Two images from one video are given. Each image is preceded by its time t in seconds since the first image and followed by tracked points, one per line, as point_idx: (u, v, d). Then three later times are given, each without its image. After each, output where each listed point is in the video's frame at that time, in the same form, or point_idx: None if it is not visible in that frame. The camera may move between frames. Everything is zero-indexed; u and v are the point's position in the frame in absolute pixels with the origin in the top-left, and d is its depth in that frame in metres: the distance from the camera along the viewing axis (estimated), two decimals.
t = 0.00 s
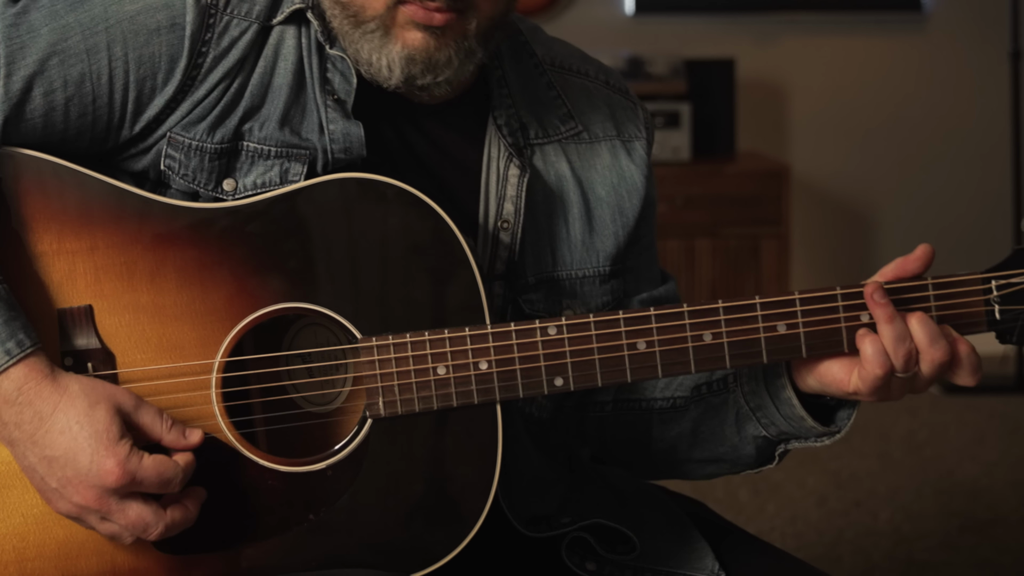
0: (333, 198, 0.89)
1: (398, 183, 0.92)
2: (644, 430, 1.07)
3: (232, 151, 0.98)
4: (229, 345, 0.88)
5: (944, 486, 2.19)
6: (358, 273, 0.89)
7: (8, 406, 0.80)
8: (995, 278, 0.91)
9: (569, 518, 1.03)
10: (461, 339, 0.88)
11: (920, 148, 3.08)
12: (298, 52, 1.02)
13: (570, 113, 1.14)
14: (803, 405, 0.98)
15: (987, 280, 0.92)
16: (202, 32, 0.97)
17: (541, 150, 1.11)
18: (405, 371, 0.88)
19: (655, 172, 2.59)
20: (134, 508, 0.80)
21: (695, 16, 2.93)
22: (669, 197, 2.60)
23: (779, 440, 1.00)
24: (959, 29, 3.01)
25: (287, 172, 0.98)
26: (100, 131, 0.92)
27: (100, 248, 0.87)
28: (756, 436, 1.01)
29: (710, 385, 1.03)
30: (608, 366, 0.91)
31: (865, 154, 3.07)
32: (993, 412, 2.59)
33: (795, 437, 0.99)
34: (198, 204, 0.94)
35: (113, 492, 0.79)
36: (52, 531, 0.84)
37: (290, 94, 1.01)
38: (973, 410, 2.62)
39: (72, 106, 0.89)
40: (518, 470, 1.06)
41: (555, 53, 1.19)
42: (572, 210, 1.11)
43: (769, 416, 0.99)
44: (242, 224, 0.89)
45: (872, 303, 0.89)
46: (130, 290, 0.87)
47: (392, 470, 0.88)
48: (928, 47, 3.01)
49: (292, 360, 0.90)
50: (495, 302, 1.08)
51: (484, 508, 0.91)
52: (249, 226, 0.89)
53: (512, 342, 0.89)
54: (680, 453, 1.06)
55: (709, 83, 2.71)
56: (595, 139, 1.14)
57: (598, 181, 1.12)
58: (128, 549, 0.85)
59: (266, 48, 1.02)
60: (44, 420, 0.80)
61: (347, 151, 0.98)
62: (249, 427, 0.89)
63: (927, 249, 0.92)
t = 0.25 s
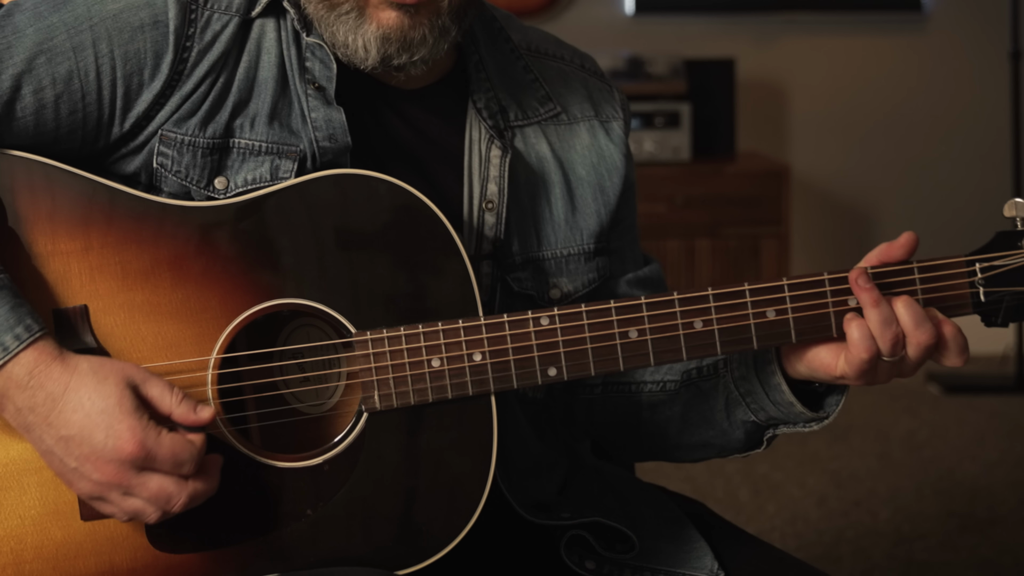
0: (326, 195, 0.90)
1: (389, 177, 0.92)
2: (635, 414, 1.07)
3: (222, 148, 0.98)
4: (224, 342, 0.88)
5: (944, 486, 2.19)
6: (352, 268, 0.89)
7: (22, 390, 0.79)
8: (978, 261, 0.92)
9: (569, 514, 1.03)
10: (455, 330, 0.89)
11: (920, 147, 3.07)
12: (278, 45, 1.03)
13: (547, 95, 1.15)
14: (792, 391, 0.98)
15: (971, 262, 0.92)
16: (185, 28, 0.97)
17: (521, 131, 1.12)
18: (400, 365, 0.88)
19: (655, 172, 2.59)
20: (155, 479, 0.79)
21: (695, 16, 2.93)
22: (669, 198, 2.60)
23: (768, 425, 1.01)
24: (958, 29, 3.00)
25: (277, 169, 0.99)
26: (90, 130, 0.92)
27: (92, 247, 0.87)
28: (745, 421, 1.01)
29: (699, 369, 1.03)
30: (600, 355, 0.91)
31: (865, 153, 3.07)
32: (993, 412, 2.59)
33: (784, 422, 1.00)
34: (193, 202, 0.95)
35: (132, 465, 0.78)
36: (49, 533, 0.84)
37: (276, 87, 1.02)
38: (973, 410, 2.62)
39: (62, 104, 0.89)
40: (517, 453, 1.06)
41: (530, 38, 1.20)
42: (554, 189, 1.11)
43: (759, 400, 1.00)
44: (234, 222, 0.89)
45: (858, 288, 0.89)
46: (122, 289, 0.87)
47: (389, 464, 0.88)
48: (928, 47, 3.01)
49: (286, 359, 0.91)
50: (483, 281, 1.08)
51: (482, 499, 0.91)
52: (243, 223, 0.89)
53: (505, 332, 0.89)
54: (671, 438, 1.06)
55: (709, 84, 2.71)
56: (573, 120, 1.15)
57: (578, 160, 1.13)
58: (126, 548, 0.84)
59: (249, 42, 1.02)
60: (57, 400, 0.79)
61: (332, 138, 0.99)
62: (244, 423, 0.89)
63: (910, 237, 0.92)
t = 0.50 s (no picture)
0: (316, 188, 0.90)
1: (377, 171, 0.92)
2: (627, 408, 1.06)
3: (213, 147, 0.98)
4: (216, 339, 0.88)
5: (944, 486, 2.19)
6: (343, 263, 0.89)
7: (42, 359, 0.81)
8: (967, 241, 0.90)
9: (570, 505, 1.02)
10: (446, 323, 0.89)
11: (920, 146, 3.07)
12: (266, 45, 1.01)
13: (529, 80, 1.15)
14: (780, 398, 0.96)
15: (960, 243, 0.90)
16: (172, 26, 0.96)
17: (505, 116, 1.12)
18: (392, 358, 0.88)
19: (655, 172, 2.58)
20: (170, 445, 0.80)
21: (696, 16, 2.93)
22: (669, 197, 2.60)
23: (755, 430, 0.99)
24: (958, 29, 3.00)
25: (268, 164, 0.99)
26: (80, 130, 0.92)
27: (85, 248, 0.86)
28: (733, 424, 1.00)
29: (690, 369, 1.02)
30: (592, 344, 0.90)
31: (866, 152, 3.06)
32: (993, 412, 2.58)
33: (771, 427, 0.98)
34: (185, 201, 0.95)
35: (150, 427, 0.80)
36: (44, 533, 0.83)
37: (266, 85, 1.01)
38: (973, 410, 2.62)
39: (51, 104, 0.89)
40: (518, 437, 1.07)
41: (509, 25, 1.20)
42: (540, 172, 1.12)
43: (746, 405, 0.98)
44: (224, 219, 0.89)
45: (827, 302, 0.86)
46: (116, 288, 0.87)
47: (382, 458, 0.88)
48: (928, 47, 3.01)
49: (280, 360, 0.89)
50: (473, 263, 1.07)
51: (476, 490, 0.91)
52: (235, 220, 0.88)
53: (495, 322, 0.89)
54: (662, 433, 1.06)
55: (709, 84, 2.70)
56: (556, 104, 1.15)
57: (561, 143, 1.13)
58: (122, 547, 0.84)
59: (236, 41, 1.00)
60: (76, 365, 0.81)
61: (322, 134, 0.99)
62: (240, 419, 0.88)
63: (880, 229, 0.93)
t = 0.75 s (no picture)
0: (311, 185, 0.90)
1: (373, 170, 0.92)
2: (636, 407, 1.07)
3: (208, 147, 0.98)
4: (214, 336, 0.88)
5: (944, 486, 2.19)
6: (340, 262, 0.89)
7: (45, 356, 0.81)
8: (959, 233, 0.90)
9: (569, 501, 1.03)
10: (441, 319, 0.89)
11: (920, 146, 3.07)
12: (261, 44, 1.02)
13: (523, 76, 1.15)
14: (786, 401, 0.97)
15: (952, 234, 0.91)
16: (167, 26, 0.96)
17: (500, 111, 1.12)
18: (389, 354, 0.88)
19: (656, 173, 2.58)
20: (178, 431, 0.80)
21: (696, 16, 2.93)
22: (669, 198, 2.60)
23: (764, 431, 0.99)
24: (958, 29, 3.00)
25: (264, 164, 0.99)
26: (76, 131, 0.92)
27: (82, 249, 0.86)
28: (741, 427, 1.00)
29: (696, 376, 1.02)
30: (587, 339, 0.90)
31: (866, 152, 3.06)
32: (993, 412, 2.58)
33: (780, 429, 0.98)
34: (181, 201, 0.95)
35: (158, 416, 0.80)
36: (43, 534, 0.83)
37: (260, 84, 1.01)
38: (972, 409, 2.62)
39: (48, 105, 0.89)
40: (521, 432, 1.07)
41: (503, 22, 1.21)
42: (536, 166, 1.12)
43: (755, 409, 0.98)
44: (221, 219, 0.89)
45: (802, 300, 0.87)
46: (115, 287, 0.87)
47: (380, 455, 0.88)
48: (928, 46, 3.01)
49: (276, 360, 0.89)
50: (472, 256, 1.07)
51: (474, 487, 0.91)
52: (231, 218, 0.89)
53: (491, 317, 0.89)
54: (671, 435, 1.06)
55: (709, 83, 2.71)
56: (550, 100, 1.15)
57: (556, 138, 1.13)
58: (121, 548, 0.84)
59: (230, 40, 1.00)
60: (80, 360, 0.81)
61: (318, 133, 0.99)
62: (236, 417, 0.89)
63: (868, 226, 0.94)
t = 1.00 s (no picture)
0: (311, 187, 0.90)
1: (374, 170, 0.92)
2: (635, 412, 1.07)
3: (210, 146, 0.98)
4: (214, 336, 0.88)
5: (944, 486, 2.19)
6: (341, 262, 0.89)
7: (48, 350, 0.81)
8: (959, 237, 0.90)
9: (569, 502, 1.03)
10: (442, 319, 0.89)
11: (920, 146, 3.07)
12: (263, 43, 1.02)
13: (525, 76, 1.15)
14: (785, 410, 0.97)
15: (952, 239, 0.90)
16: (170, 25, 0.96)
17: (502, 112, 1.12)
18: (389, 355, 0.88)
19: (656, 172, 2.58)
20: (172, 435, 0.80)
21: (696, 16, 2.93)
22: (669, 197, 2.60)
23: (763, 439, 0.99)
24: (958, 30, 3.00)
25: (265, 163, 0.99)
26: (77, 129, 0.92)
27: (84, 247, 0.87)
28: (740, 433, 1.00)
29: (697, 381, 1.02)
30: (588, 341, 0.91)
31: (866, 152, 3.07)
32: (992, 412, 2.59)
33: (779, 437, 0.98)
34: (183, 200, 0.95)
35: (154, 417, 0.80)
36: (44, 532, 0.84)
37: (262, 83, 1.01)
38: (972, 410, 2.62)
39: (50, 104, 0.89)
40: (522, 433, 1.07)
41: (505, 22, 1.20)
42: (537, 167, 1.12)
43: (754, 417, 0.98)
44: (223, 219, 0.89)
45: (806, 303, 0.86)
46: (116, 286, 0.87)
47: (379, 456, 0.89)
48: (927, 46, 3.01)
49: (276, 360, 0.90)
50: (473, 256, 1.07)
51: (473, 488, 0.91)
52: (232, 218, 0.89)
53: (492, 319, 0.89)
54: (669, 441, 1.06)
55: (709, 83, 2.71)
56: (551, 100, 1.15)
57: (557, 139, 1.14)
58: (121, 547, 0.84)
59: (232, 39, 1.00)
60: (83, 355, 0.81)
61: (319, 133, 0.99)
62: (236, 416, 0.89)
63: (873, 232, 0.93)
